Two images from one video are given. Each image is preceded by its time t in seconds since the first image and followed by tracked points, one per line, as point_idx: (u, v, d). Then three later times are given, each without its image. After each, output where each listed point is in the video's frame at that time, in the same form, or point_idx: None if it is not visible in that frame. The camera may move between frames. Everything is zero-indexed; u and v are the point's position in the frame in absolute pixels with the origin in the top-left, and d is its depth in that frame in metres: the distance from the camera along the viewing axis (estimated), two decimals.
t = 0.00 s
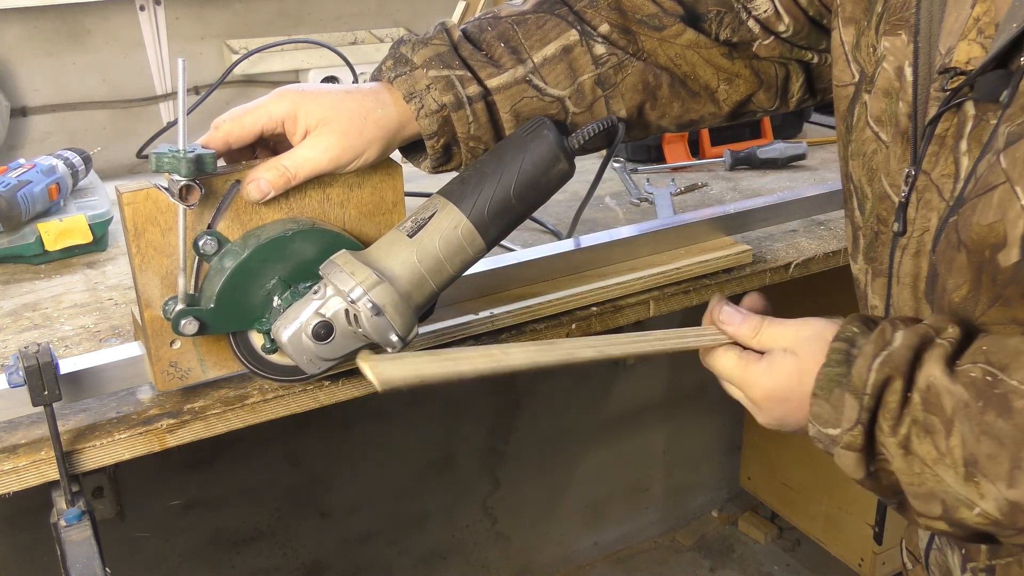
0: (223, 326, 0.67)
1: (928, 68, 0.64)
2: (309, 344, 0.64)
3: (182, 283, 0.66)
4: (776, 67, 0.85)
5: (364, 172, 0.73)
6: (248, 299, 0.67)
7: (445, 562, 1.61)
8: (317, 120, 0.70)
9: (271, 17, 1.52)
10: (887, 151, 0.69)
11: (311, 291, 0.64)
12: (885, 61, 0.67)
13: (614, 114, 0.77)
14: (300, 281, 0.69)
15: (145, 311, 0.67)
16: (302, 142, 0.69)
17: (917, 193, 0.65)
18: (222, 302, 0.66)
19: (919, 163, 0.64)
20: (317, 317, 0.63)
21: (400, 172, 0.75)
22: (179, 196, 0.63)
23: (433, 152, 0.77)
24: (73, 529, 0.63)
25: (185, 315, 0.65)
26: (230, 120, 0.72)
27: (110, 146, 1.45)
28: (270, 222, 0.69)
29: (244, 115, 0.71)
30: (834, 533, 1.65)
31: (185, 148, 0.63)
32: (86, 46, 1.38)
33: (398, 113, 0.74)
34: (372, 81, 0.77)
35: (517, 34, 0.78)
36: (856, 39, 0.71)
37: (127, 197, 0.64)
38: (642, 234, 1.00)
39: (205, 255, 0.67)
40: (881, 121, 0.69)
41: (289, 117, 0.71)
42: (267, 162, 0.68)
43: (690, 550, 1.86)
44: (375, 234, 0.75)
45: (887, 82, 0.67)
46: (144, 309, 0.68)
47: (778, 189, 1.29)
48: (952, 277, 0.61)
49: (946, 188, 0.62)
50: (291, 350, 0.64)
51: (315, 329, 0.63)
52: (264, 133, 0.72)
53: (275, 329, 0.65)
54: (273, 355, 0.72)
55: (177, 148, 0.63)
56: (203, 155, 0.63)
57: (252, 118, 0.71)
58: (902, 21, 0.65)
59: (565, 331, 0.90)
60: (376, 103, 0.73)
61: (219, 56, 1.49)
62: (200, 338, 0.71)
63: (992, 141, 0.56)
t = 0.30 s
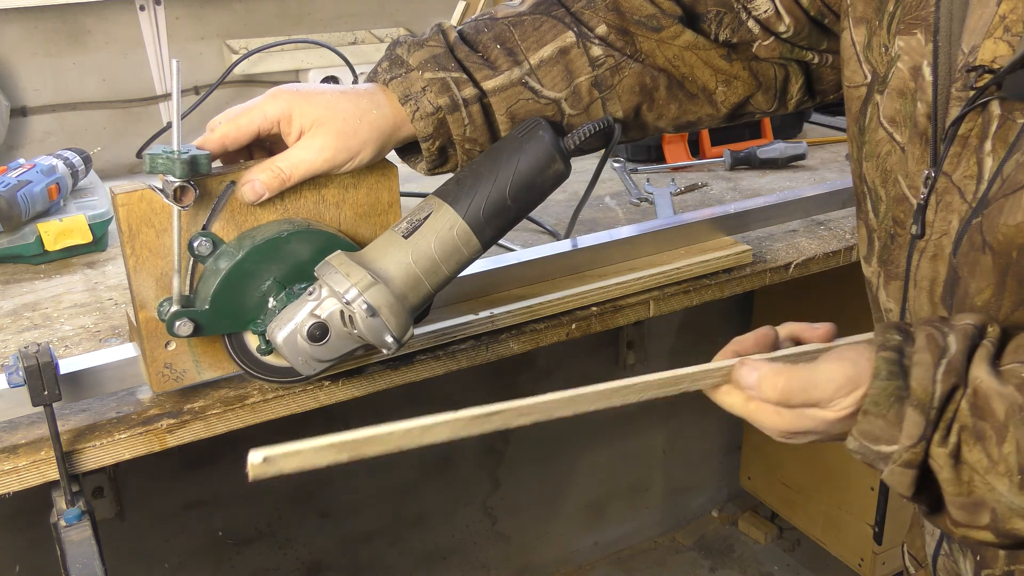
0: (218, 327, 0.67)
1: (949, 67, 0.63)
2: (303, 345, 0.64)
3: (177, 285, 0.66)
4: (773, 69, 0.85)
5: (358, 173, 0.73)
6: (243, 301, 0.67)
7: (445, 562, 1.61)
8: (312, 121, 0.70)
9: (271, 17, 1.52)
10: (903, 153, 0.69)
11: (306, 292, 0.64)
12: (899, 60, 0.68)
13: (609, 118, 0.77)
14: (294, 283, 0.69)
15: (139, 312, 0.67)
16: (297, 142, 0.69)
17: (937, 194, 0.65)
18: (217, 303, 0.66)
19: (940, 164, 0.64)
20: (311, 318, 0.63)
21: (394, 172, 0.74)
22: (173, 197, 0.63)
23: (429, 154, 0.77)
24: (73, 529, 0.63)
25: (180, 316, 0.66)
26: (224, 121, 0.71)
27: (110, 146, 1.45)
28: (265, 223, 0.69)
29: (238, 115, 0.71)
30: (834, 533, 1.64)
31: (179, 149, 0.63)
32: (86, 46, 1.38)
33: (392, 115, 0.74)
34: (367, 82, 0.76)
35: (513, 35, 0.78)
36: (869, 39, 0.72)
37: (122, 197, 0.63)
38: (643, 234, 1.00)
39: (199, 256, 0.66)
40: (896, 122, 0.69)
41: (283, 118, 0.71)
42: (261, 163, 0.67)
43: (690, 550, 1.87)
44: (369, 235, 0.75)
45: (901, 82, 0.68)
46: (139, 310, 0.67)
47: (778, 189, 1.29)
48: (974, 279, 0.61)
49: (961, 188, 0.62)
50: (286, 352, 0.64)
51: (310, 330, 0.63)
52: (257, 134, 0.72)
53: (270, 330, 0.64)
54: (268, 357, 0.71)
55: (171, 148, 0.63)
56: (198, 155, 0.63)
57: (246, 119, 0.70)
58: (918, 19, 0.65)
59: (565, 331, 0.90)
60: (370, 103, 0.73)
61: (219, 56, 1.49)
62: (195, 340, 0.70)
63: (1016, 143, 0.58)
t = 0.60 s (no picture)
0: (215, 329, 0.67)
1: (956, 66, 0.63)
2: (300, 347, 0.64)
3: (175, 286, 0.66)
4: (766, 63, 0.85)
5: (356, 173, 0.73)
6: (240, 302, 0.67)
7: (445, 562, 1.61)
8: (312, 116, 0.70)
9: (271, 17, 1.52)
10: (909, 151, 0.69)
11: (303, 295, 0.64)
12: (906, 60, 0.67)
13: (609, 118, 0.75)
14: (292, 284, 0.69)
15: (137, 313, 0.67)
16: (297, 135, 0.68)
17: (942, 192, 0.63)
18: (214, 304, 0.66)
19: (949, 164, 0.63)
20: (309, 320, 0.63)
21: (392, 173, 0.74)
22: (170, 199, 0.63)
23: (426, 151, 0.77)
24: (73, 529, 0.63)
25: (177, 318, 0.66)
26: (221, 123, 0.71)
27: (110, 146, 1.45)
28: (263, 224, 0.69)
29: (236, 117, 0.71)
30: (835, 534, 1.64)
31: (176, 152, 0.63)
32: (86, 46, 1.38)
33: (390, 111, 0.74)
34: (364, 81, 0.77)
35: (510, 30, 0.77)
36: (874, 39, 0.71)
37: (118, 199, 0.63)
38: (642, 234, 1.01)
39: (197, 258, 0.66)
40: (901, 120, 0.69)
41: (281, 117, 0.71)
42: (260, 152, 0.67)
43: (690, 550, 1.87)
44: (367, 236, 0.75)
45: (907, 82, 0.67)
46: (136, 312, 0.67)
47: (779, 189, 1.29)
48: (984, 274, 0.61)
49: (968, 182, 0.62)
50: (283, 353, 0.64)
51: (308, 332, 0.63)
52: (256, 136, 0.72)
53: (268, 332, 0.65)
54: (267, 359, 0.72)
55: (168, 151, 0.63)
56: (195, 157, 0.63)
57: (244, 121, 0.70)
58: (925, 20, 0.65)
59: (565, 331, 0.89)
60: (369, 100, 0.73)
61: (219, 55, 1.49)
62: (193, 341, 0.70)
63: None
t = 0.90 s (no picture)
0: (213, 329, 0.67)
1: (909, 57, 0.63)
2: (298, 347, 0.63)
3: (172, 286, 0.66)
4: (736, 34, 0.80)
5: (354, 171, 0.73)
6: (237, 302, 0.67)
7: (445, 562, 1.61)
8: (310, 118, 0.70)
9: (271, 17, 1.52)
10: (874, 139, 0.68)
11: (301, 295, 0.64)
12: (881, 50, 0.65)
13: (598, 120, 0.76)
14: (290, 284, 0.69)
15: (134, 314, 0.67)
16: (297, 138, 0.68)
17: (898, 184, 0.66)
18: (211, 304, 0.66)
19: (901, 155, 0.65)
20: (307, 320, 0.63)
21: (390, 174, 0.74)
22: (168, 199, 0.63)
23: (422, 133, 0.76)
24: (73, 529, 0.63)
25: (174, 318, 0.66)
26: (216, 128, 0.71)
27: (110, 146, 1.45)
28: (260, 224, 0.69)
29: (233, 122, 0.71)
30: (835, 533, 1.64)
31: (173, 151, 0.63)
32: (87, 46, 1.38)
33: (390, 104, 0.73)
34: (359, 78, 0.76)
35: None
36: (858, 28, 0.67)
37: (116, 199, 0.63)
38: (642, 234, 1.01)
39: (194, 258, 0.67)
40: (877, 112, 0.67)
41: (279, 120, 0.70)
42: (259, 156, 0.67)
43: (690, 550, 1.87)
44: (366, 236, 0.75)
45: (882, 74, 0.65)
46: (133, 313, 0.67)
47: (778, 188, 1.29)
48: (936, 266, 0.63)
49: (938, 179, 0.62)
50: (280, 354, 0.64)
51: (305, 332, 0.63)
52: (254, 140, 0.72)
53: (265, 332, 0.65)
54: (263, 359, 0.72)
55: (165, 150, 0.63)
56: (191, 157, 0.63)
57: (241, 125, 0.70)
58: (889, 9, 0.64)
59: (565, 331, 0.89)
60: (365, 97, 0.72)
61: (219, 56, 1.49)
62: (190, 341, 0.70)
63: (967, 133, 0.59)
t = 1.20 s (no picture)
0: (207, 330, 0.67)
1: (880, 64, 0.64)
2: (293, 348, 0.63)
3: (167, 288, 0.66)
4: (731, 31, 0.83)
5: (349, 172, 0.73)
6: (232, 304, 0.67)
7: (445, 562, 1.61)
8: (304, 119, 0.69)
9: (271, 17, 1.52)
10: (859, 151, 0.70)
11: (295, 296, 0.64)
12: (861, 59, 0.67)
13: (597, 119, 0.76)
14: (285, 285, 0.69)
15: (128, 315, 0.67)
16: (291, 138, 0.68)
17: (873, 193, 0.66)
18: (206, 306, 0.66)
19: (875, 162, 0.65)
20: (302, 321, 0.63)
21: (386, 175, 0.74)
22: (162, 200, 0.63)
23: (418, 136, 0.76)
24: (73, 529, 0.63)
25: (168, 319, 0.66)
26: (211, 128, 0.70)
27: (110, 146, 1.45)
28: (255, 225, 0.69)
29: (228, 122, 0.71)
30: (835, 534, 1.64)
31: (168, 152, 0.63)
32: (87, 46, 1.38)
33: (384, 105, 0.73)
34: (354, 78, 0.76)
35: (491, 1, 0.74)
36: (850, 35, 0.70)
37: (110, 200, 0.63)
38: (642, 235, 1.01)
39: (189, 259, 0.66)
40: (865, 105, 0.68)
41: (273, 120, 0.70)
42: (253, 157, 0.67)
43: (690, 550, 1.87)
44: (361, 237, 0.75)
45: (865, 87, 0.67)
46: (128, 313, 0.67)
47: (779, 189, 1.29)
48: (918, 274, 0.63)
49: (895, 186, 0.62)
50: (275, 355, 0.64)
51: (300, 333, 0.63)
52: (247, 140, 0.72)
53: (260, 334, 0.64)
54: (259, 360, 0.72)
55: (160, 151, 0.63)
56: (186, 158, 0.63)
57: (235, 125, 0.70)
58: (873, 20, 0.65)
59: (566, 331, 0.89)
60: (358, 98, 0.72)
61: (219, 56, 1.49)
62: (184, 343, 0.70)
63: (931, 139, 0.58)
